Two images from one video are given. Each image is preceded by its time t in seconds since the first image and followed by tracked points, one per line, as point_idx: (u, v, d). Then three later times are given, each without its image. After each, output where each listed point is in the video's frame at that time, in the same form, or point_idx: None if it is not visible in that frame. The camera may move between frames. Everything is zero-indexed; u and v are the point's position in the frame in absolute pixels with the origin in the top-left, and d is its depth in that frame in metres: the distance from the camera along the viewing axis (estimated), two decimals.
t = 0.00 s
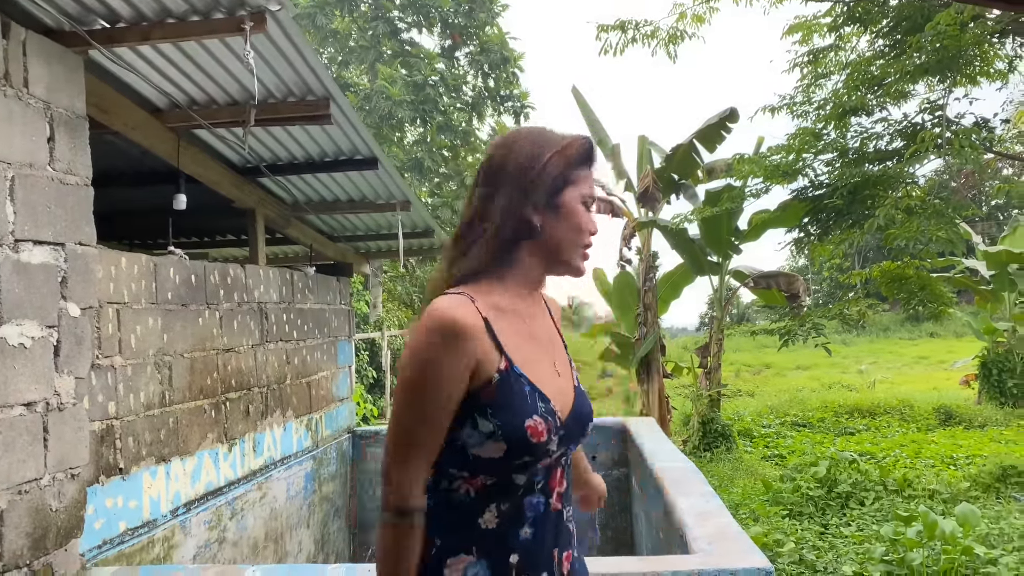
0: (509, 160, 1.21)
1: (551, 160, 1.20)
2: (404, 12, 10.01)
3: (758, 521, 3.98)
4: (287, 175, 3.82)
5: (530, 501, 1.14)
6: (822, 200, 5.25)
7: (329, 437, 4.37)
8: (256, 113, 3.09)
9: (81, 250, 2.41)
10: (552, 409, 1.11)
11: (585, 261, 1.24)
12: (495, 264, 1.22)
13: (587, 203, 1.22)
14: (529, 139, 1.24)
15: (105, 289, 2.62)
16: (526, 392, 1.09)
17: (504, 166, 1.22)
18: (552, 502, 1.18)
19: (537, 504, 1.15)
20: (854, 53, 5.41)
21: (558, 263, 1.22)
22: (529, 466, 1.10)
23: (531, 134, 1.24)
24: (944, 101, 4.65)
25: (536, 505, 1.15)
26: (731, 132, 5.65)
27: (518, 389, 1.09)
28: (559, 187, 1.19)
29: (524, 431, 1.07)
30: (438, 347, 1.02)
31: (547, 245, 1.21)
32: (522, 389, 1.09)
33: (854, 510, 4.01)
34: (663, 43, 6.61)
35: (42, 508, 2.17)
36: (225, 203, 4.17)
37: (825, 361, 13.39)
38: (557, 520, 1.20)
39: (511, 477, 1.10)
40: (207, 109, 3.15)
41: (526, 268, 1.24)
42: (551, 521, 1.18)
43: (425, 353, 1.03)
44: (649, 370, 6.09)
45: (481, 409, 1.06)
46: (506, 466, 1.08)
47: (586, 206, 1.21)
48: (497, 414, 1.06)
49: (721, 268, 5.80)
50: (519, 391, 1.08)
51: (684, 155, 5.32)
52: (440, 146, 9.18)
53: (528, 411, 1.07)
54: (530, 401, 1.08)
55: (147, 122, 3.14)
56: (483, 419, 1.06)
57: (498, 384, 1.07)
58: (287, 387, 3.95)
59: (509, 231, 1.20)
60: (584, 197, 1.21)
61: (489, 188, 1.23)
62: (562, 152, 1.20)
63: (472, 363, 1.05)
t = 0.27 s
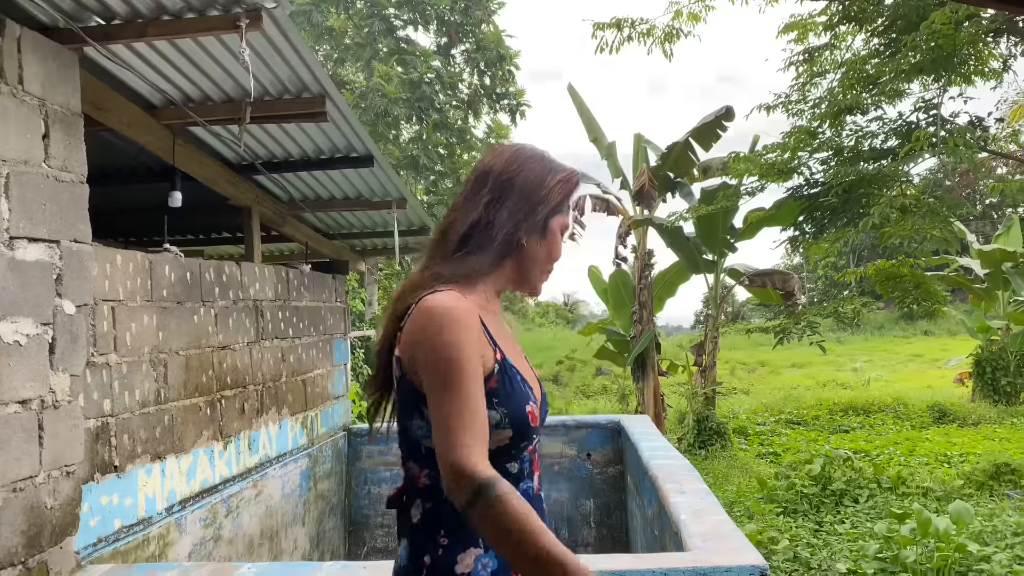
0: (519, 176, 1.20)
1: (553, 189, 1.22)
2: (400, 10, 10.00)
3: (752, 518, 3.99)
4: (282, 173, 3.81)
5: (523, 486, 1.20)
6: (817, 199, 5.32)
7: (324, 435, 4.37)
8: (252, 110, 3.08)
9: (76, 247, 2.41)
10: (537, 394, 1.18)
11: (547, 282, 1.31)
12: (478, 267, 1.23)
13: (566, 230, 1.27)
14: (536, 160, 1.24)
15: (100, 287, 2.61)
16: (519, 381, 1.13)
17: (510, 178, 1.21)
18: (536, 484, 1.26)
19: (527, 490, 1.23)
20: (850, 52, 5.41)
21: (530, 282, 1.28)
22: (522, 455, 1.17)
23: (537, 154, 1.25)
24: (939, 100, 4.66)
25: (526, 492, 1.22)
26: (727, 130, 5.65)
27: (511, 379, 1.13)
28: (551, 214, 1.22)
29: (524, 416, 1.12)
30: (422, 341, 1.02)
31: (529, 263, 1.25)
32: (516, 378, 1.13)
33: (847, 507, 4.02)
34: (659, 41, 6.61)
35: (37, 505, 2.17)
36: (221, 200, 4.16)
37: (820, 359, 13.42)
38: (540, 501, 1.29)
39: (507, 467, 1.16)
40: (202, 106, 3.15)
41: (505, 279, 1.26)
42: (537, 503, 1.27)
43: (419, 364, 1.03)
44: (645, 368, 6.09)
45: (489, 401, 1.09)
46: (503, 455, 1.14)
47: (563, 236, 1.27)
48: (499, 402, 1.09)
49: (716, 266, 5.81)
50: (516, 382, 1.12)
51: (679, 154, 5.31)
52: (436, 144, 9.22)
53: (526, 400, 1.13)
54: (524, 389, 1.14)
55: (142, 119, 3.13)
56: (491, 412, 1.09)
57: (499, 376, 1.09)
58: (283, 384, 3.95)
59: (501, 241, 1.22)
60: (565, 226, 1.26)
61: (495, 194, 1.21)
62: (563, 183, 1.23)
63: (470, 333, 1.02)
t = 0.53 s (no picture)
0: (522, 176, 1.24)
1: (554, 192, 1.24)
2: (395, 7, 9.99)
3: (747, 516, 4.01)
4: (276, 170, 3.81)
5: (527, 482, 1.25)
6: (812, 197, 5.33)
7: (319, 433, 4.37)
8: (246, 107, 3.07)
9: (69, 245, 2.40)
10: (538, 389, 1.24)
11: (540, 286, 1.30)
12: (479, 260, 1.21)
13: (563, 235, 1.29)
14: (536, 166, 1.27)
15: (94, 285, 2.61)
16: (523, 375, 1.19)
17: (514, 180, 1.24)
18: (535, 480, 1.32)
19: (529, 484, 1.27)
20: (845, 50, 5.41)
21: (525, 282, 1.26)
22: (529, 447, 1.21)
23: (538, 160, 1.28)
24: (933, 99, 4.67)
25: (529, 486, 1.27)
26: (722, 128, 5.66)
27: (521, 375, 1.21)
28: (551, 216, 1.24)
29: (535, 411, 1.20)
30: (434, 339, 1.05)
31: (526, 261, 1.24)
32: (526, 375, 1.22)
33: (841, 505, 4.03)
34: (654, 39, 6.61)
35: (30, 504, 2.16)
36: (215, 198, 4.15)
37: (814, 357, 13.45)
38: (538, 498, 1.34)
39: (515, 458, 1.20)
40: (196, 104, 3.14)
41: (502, 279, 1.23)
42: (537, 498, 1.32)
43: (444, 364, 1.04)
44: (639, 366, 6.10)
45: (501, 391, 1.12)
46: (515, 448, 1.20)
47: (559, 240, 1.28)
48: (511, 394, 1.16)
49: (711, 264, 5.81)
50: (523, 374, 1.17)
51: (674, 152, 5.31)
52: (431, 142, 9.22)
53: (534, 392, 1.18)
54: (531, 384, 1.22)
55: (136, 116, 3.12)
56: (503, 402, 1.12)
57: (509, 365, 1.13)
58: (277, 382, 3.95)
59: (503, 237, 1.22)
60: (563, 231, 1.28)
61: (498, 193, 1.24)
62: (563, 188, 1.26)
63: (475, 303, 1.05)
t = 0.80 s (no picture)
0: (561, 178, 1.25)
1: (590, 196, 1.26)
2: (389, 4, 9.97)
3: (740, 513, 4.02)
4: (269, 168, 3.79)
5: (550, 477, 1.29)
6: (804, 195, 5.37)
7: (312, 431, 4.36)
8: (238, 104, 3.05)
9: (60, 242, 2.39)
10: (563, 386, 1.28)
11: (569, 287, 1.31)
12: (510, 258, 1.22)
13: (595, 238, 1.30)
14: (574, 170, 1.28)
15: (85, 282, 2.59)
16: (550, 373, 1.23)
17: (554, 179, 1.25)
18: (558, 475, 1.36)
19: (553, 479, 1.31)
20: (838, 49, 5.43)
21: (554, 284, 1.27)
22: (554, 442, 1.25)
23: (577, 163, 1.29)
24: (925, 97, 4.68)
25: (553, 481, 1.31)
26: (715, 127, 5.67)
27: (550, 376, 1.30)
28: (586, 220, 1.25)
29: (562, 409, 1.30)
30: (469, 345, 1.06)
31: (557, 261, 1.25)
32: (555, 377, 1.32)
33: (834, 502, 4.04)
34: (648, 37, 6.62)
35: (20, 502, 2.15)
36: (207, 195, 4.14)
37: (807, 355, 13.50)
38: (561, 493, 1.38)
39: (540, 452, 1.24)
40: (188, 100, 3.13)
41: (533, 277, 1.24)
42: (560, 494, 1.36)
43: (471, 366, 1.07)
44: (633, 364, 6.11)
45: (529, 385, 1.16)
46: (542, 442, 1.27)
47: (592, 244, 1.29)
48: (540, 390, 1.25)
49: (705, 263, 5.79)
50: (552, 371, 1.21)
51: (668, 150, 5.32)
52: (425, 139, 9.25)
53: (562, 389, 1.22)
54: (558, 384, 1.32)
55: (127, 112, 3.11)
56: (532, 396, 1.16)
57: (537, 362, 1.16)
58: (270, 380, 3.93)
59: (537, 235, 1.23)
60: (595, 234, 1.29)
61: (536, 194, 1.24)
62: (599, 192, 1.27)
63: (499, 311, 1.06)
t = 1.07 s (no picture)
0: (637, 197, 1.32)
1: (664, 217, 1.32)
2: (381, 2, 9.95)
3: (731, 510, 4.04)
4: (260, 165, 3.78)
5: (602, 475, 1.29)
6: (795, 193, 5.33)
7: (304, 429, 4.35)
8: (228, 101, 3.04)
9: (49, 239, 2.38)
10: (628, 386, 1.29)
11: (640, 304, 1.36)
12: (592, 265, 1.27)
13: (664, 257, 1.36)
14: (648, 193, 1.35)
15: (74, 279, 2.58)
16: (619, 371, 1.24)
17: (631, 199, 1.32)
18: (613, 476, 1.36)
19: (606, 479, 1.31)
20: (828, 47, 5.44)
21: (631, 297, 1.32)
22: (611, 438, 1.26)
23: (647, 187, 1.37)
24: (915, 96, 4.70)
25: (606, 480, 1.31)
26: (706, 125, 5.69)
27: (617, 371, 1.24)
28: (659, 238, 1.31)
29: (624, 406, 1.23)
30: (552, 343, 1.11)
31: (635, 274, 1.30)
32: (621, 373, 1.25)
33: (824, 498, 4.07)
34: (640, 35, 6.63)
35: (10, 500, 2.14)
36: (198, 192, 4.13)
37: (798, 352, 13.56)
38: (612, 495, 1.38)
39: (597, 446, 1.25)
40: (178, 97, 3.12)
41: (612, 287, 1.29)
42: (612, 495, 1.36)
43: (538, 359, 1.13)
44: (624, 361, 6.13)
45: (595, 376, 1.18)
46: (599, 436, 1.23)
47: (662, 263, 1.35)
48: (606, 380, 1.19)
49: (696, 260, 5.84)
50: (618, 368, 1.23)
51: (659, 148, 5.34)
52: (417, 137, 9.28)
53: (626, 386, 1.23)
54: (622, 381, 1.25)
55: (117, 109, 3.09)
56: (596, 386, 1.18)
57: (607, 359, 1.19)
58: (261, 378, 3.93)
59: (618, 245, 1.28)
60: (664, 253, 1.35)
61: (615, 211, 1.30)
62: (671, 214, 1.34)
63: (586, 304, 1.14)
